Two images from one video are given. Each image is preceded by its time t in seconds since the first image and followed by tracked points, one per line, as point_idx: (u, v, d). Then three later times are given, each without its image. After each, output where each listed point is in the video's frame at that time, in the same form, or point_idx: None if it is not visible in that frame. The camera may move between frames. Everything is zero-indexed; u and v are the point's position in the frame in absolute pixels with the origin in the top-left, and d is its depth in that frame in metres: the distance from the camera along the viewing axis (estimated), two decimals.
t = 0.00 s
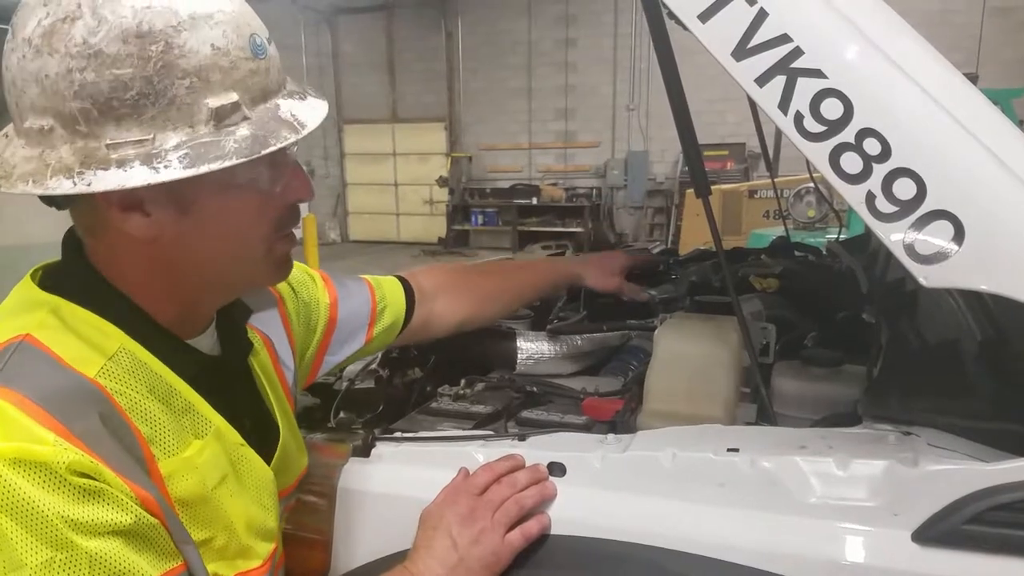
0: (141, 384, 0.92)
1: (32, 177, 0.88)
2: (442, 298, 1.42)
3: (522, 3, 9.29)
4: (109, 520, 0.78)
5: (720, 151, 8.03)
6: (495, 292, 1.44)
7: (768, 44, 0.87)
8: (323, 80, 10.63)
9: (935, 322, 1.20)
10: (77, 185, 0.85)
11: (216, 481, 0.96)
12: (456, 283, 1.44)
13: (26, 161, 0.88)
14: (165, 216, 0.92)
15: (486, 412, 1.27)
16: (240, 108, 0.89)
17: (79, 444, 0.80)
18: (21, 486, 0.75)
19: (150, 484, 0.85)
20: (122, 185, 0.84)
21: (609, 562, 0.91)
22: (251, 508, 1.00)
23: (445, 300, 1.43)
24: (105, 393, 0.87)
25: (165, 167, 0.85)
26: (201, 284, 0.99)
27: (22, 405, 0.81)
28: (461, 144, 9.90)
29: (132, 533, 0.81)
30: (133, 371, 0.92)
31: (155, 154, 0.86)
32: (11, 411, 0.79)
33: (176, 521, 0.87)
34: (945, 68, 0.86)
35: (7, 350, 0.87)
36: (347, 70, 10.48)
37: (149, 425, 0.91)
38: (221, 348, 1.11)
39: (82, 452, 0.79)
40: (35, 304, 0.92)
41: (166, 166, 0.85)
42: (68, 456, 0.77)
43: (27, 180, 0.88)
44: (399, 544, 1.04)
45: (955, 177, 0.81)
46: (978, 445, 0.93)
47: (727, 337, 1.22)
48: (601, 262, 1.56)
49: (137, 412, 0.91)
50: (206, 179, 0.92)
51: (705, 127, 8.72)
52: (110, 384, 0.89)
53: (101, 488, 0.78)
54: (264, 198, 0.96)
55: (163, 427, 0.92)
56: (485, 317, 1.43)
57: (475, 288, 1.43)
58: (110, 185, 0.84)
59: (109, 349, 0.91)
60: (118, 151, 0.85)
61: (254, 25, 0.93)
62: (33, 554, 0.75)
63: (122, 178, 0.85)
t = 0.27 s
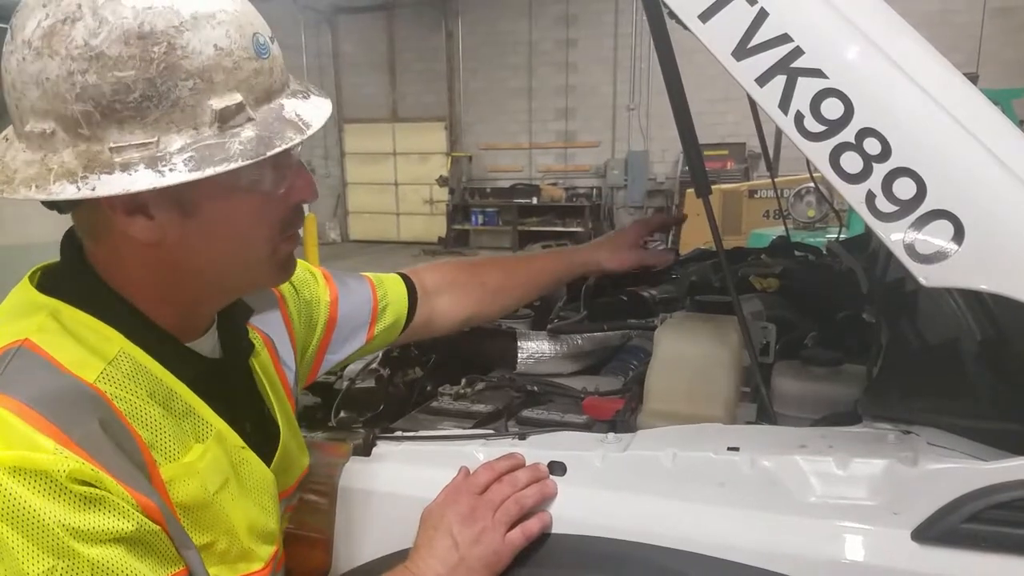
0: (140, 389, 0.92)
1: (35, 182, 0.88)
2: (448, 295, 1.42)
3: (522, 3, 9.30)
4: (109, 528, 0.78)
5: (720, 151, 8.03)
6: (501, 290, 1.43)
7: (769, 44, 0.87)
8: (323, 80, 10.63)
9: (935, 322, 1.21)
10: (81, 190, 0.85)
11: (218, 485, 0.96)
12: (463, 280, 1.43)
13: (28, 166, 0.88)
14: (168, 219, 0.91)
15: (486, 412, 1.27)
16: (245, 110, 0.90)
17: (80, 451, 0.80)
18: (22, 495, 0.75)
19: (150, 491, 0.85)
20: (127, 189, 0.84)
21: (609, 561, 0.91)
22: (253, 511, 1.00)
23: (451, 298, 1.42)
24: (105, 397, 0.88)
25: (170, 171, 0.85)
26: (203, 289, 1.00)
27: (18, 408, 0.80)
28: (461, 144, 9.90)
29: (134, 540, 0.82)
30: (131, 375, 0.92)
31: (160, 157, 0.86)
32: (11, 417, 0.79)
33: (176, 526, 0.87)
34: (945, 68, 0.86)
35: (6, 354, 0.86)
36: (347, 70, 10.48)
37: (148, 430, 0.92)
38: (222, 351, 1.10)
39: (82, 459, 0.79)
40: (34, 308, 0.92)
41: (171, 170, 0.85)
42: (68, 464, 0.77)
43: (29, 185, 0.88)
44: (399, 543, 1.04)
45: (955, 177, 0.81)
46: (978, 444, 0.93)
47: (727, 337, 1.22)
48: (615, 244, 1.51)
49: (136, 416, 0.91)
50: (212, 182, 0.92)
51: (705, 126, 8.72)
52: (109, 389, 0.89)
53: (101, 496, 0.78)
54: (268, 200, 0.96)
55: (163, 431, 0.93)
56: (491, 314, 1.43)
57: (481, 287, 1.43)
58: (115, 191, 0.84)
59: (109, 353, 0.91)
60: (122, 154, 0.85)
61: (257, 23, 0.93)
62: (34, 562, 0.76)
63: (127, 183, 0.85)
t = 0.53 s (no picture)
0: (139, 394, 0.92)
1: (40, 190, 0.87)
2: (448, 296, 1.42)
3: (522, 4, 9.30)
4: (111, 535, 0.79)
5: (720, 151, 8.03)
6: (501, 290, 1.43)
7: (769, 44, 0.87)
8: (323, 80, 10.64)
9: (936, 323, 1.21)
10: (90, 197, 0.85)
11: (219, 489, 0.96)
12: (464, 281, 1.43)
13: (32, 172, 0.87)
14: (175, 223, 0.91)
15: (487, 412, 1.28)
16: (251, 112, 0.90)
17: (81, 459, 0.80)
18: (23, 504, 0.76)
19: (149, 497, 0.85)
20: (138, 195, 0.84)
21: (610, 562, 0.91)
22: (254, 514, 1.01)
23: (452, 299, 1.42)
24: (104, 404, 0.88)
25: (181, 175, 0.86)
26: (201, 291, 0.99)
27: (17, 417, 0.81)
28: (461, 145, 9.90)
29: (136, 547, 0.82)
30: (130, 380, 0.92)
31: (170, 162, 0.86)
32: (10, 427, 0.80)
33: (177, 531, 0.87)
34: (944, 68, 0.87)
35: (5, 361, 0.87)
36: (348, 70, 10.49)
37: (148, 437, 0.92)
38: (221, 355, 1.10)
39: (82, 467, 0.79)
40: (32, 314, 0.92)
41: (182, 174, 0.86)
42: (69, 472, 0.78)
43: (34, 192, 0.87)
44: (400, 544, 1.04)
45: (954, 177, 0.81)
46: (978, 444, 0.93)
47: (728, 337, 1.22)
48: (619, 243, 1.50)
49: (136, 423, 0.91)
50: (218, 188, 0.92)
51: (705, 127, 8.72)
52: (109, 396, 0.89)
53: (102, 503, 0.79)
54: (271, 203, 0.96)
55: (162, 437, 0.93)
56: (491, 314, 1.42)
57: (482, 287, 1.43)
58: (127, 197, 0.84)
59: (108, 358, 0.91)
60: (132, 159, 0.85)
61: (260, 25, 0.94)
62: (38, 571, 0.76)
63: (138, 187, 0.85)
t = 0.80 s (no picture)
0: (142, 396, 0.92)
1: (33, 190, 0.87)
2: (463, 303, 1.42)
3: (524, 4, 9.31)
4: (117, 537, 0.79)
5: (721, 151, 8.03)
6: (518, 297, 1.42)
7: (771, 45, 0.87)
8: (324, 81, 10.64)
9: (936, 323, 1.21)
10: (80, 199, 0.85)
11: (222, 492, 0.96)
12: (478, 288, 1.43)
13: (26, 172, 0.88)
14: (168, 228, 0.90)
15: (488, 412, 1.28)
16: (247, 117, 0.89)
17: (86, 462, 0.80)
18: (29, 505, 0.76)
19: (156, 500, 0.86)
20: (127, 199, 0.84)
21: (610, 562, 0.91)
22: (256, 518, 1.00)
23: (467, 306, 1.42)
24: (107, 407, 0.87)
25: (172, 179, 0.85)
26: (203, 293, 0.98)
27: (17, 416, 0.81)
28: (462, 145, 9.90)
29: (139, 548, 0.82)
30: (132, 382, 0.92)
31: (161, 166, 0.85)
32: (11, 427, 0.79)
33: (181, 533, 0.88)
34: (945, 69, 0.87)
35: (7, 361, 0.87)
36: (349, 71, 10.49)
37: (152, 438, 0.92)
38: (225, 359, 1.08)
39: (86, 469, 0.80)
40: (34, 314, 0.92)
41: (173, 178, 0.85)
42: (74, 475, 0.78)
43: (27, 193, 0.87)
44: (401, 544, 1.04)
45: (955, 178, 0.81)
46: (979, 444, 0.93)
47: (729, 337, 1.22)
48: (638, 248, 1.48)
49: (138, 423, 0.91)
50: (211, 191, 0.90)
51: (706, 127, 8.72)
52: (111, 397, 0.89)
53: (108, 506, 0.79)
54: (268, 208, 0.95)
55: (166, 439, 0.93)
56: (506, 321, 1.42)
57: (498, 293, 1.43)
58: (115, 201, 0.84)
59: (109, 360, 0.91)
60: (123, 162, 0.85)
61: (260, 27, 0.92)
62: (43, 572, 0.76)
63: (128, 191, 0.85)
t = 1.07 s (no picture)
0: (158, 402, 0.92)
1: (43, 202, 0.88)
2: (516, 309, 1.35)
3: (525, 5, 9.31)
4: (131, 541, 0.79)
5: (723, 152, 8.03)
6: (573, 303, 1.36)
7: (774, 45, 0.87)
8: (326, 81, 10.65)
9: (939, 324, 1.21)
10: (88, 208, 0.85)
11: (234, 505, 0.96)
12: (534, 292, 1.36)
13: (37, 183, 0.89)
14: (181, 235, 0.91)
15: (490, 412, 1.28)
16: (253, 118, 0.89)
17: (104, 467, 0.81)
18: (45, 509, 0.76)
19: (167, 504, 0.86)
20: (136, 206, 0.85)
21: (612, 562, 0.91)
22: (265, 532, 1.00)
23: (519, 311, 1.35)
24: (127, 411, 0.88)
25: (178, 184, 0.85)
26: (224, 297, 0.98)
27: (31, 415, 0.81)
28: (464, 146, 9.91)
29: (153, 551, 0.82)
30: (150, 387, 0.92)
31: (167, 171, 0.86)
32: (27, 429, 0.80)
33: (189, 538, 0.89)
34: (947, 69, 0.87)
35: (29, 360, 0.87)
36: (351, 71, 10.50)
37: (168, 446, 0.92)
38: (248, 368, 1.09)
39: (103, 474, 0.80)
40: (57, 311, 0.93)
41: (179, 183, 0.85)
42: (89, 480, 0.78)
43: (38, 205, 0.88)
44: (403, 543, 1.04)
45: (957, 178, 0.81)
46: (980, 444, 0.93)
47: (731, 337, 1.22)
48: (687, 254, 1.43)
49: (156, 429, 0.91)
50: (224, 196, 0.91)
51: (707, 128, 8.72)
52: (131, 403, 0.89)
53: (123, 510, 0.79)
54: (281, 211, 0.95)
55: (181, 445, 0.93)
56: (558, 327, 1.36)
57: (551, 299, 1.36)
58: (124, 207, 0.85)
59: (129, 364, 0.92)
60: (130, 169, 0.86)
61: (265, 28, 0.92)
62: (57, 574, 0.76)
63: (135, 198, 0.85)
